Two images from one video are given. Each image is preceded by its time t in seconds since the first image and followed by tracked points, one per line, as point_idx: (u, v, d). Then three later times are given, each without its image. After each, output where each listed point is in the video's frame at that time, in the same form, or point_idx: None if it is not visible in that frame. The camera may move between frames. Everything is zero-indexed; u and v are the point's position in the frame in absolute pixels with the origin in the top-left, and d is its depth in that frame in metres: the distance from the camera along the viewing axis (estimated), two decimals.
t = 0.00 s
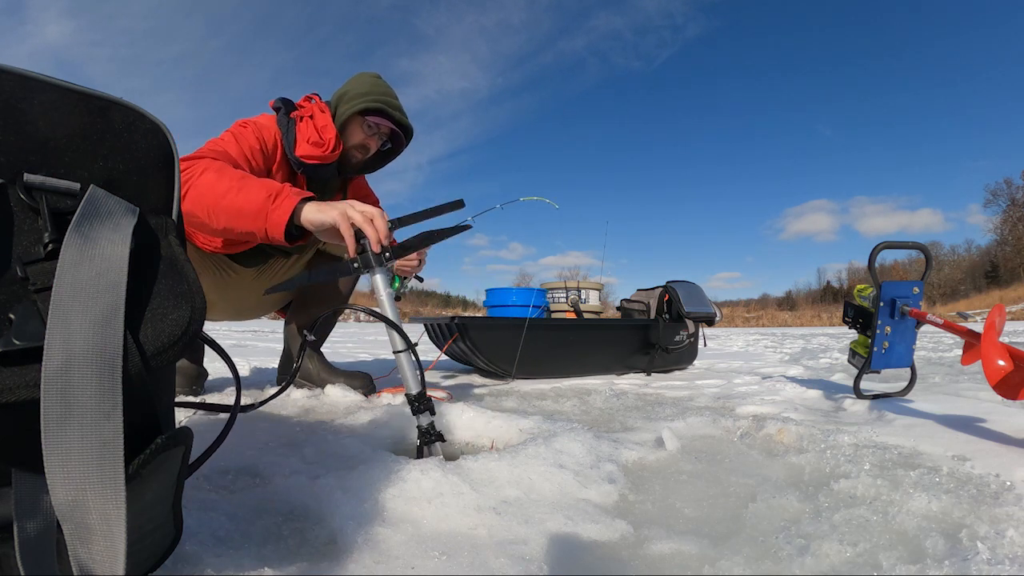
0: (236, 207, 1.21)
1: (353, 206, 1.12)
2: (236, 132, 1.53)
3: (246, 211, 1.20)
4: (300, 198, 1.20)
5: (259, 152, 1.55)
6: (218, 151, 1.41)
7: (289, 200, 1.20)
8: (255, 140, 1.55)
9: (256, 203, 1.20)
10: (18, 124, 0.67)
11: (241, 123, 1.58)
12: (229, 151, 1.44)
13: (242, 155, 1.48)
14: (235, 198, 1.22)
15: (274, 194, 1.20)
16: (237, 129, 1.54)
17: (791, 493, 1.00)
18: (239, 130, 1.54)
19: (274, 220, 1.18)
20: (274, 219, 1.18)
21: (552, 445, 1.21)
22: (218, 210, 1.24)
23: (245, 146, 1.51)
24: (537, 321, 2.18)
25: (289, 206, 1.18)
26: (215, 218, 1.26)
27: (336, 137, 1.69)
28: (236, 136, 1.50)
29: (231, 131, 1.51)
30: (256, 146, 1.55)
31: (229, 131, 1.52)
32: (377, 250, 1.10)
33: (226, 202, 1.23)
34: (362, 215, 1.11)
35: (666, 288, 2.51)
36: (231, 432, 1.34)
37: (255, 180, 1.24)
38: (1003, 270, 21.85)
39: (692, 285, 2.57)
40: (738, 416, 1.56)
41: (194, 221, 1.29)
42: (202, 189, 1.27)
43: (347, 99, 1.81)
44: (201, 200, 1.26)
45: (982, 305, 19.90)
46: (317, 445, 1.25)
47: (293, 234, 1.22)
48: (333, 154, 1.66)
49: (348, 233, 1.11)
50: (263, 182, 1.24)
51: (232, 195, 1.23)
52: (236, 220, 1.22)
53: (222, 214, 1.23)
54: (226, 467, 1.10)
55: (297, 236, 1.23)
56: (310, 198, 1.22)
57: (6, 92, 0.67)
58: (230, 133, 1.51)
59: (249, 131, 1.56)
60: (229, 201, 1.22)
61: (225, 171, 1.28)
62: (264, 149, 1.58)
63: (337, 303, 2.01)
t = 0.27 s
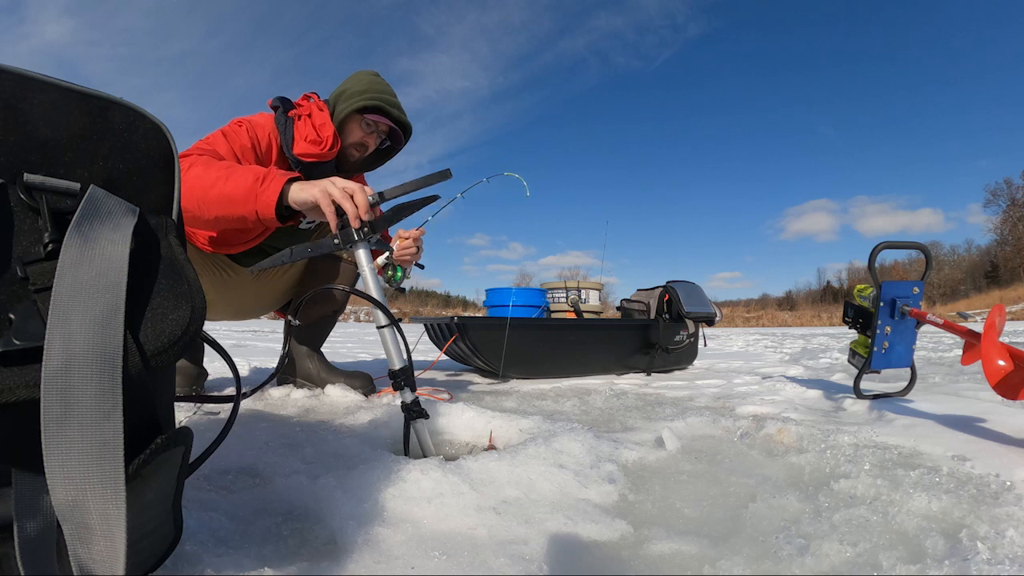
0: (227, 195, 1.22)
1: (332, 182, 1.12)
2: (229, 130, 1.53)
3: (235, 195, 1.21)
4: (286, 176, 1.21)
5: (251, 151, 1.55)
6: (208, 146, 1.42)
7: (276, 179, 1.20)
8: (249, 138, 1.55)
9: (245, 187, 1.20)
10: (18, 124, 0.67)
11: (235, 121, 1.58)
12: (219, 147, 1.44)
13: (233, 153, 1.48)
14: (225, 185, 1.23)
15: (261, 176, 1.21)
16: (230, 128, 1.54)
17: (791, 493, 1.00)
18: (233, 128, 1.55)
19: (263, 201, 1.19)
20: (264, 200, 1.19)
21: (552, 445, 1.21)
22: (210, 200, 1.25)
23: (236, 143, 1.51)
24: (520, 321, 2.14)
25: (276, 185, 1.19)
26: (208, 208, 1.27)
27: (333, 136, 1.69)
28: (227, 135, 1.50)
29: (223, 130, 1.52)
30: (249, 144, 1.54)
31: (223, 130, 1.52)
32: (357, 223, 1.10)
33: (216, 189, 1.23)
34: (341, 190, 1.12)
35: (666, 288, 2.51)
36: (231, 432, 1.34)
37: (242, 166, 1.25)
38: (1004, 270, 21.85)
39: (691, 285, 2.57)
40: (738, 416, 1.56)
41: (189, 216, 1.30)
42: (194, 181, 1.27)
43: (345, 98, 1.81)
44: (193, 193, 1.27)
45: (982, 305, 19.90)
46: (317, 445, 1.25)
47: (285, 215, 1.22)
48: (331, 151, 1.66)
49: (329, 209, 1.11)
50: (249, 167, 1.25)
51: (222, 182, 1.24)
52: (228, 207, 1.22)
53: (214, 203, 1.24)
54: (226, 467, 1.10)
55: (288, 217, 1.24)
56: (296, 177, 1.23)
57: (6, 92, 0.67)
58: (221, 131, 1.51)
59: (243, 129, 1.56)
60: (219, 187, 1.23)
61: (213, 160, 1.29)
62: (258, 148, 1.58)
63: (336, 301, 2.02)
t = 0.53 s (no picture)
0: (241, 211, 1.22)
1: (346, 206, 1.11)
2: (231, 131, 1.53)
3: (250, 212, 1.20)
4: (303, 196, 1.20)
5: (254, 150, 1.55)
6: (218, 151, 1.41)
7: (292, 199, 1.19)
8: (250, 138, 1.55)
9: (259, 205, 1.19)
10: (18, 124, 0.67)
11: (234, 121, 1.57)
12: (227, 150, 1.44)
13: (239, 154, 1.48)
14: (240, 200, 1.23)
15: (276, 193, 1.20)
16: (231, 129, 1.53)
17: (792, 493, 1.00)
18: (234, 129, 1.54)
19: (276, 222, 1.18)
20: (277, 220, 1.18)
21: (552, 445, 1.21)
22: (223, 214, 1.25)
23: (240, 144, 1.51)
24: (510, 321, 2.13)
25: (289, 206, 1.18)
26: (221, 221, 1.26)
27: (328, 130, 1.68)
28: (231, 136, 1.50)
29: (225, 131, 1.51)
30: (251, 143, 1.54)
31: (225, 131, 1.52)
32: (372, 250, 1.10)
33: (231, 204, 1.23)
34: (356, 215, 1.11)
35: (666, 288, 2.51)
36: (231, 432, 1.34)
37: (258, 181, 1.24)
38: (1004, 270, 21.86)
39: (691, 285, 2.57)
40: (738, 416, 1.56)
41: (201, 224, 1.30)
42: (208, 192, 1.27)
43: (338, 92, 1.82)
44: (207, 204, 1.27)
45: (982, 305, 19.90)
46: (318, 445, 1.25)
47: (297, 234, 1.21)
48: (326, 145, 1.66)
49: (344, 234, 1.11)
50: (266, 182, 1.24)
51: (236, 197, 1.23)
52: (241, 223, 1.22)
53: (228, 217, 1.24)
54: (226, 467, 1.10)
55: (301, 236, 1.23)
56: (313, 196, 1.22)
57: (6, 92, 0.67)
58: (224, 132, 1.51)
59: (244, 129, 1.56)
60: (234, 203, 1.23)
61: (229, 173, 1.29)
62: (259, 146, 1.58)
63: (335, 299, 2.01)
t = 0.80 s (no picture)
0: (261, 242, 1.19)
1: (369, 253, 1.09)
2: (241, 138, 1.52)
3: (269, 245, 1.18)
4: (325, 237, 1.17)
5: (263, 154, 1.55)
6: (233, 163, 1.39)
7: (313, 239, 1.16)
8: (258, 142, 1.55)
9: (279, 241, 1.17)
10: (18, 124, 0.67)
11: (239, 125, 1.56)
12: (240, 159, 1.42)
13: (252, 159, 1.48)
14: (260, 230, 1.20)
15: (297, 229, 1.17)
16: (238, 135, 1.52)
17: (792, 493, 1.00)
18: (241, 134, 1.53)
19: (297, 261, 1.16)
20: (296, 258, 1.16)
21: (552, 445, 1.21)
22: (241, 238, 1.22)
23: (252, 151, 1.50)
24: (509, 321, 2.13)
25: (311, 245, 1.15)
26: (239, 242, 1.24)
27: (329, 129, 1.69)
28: (241, 143, 1.49)
29: (235, 138, 1.50)
30: (260, 147, 1.54)
31: (234, 137, 1.51)
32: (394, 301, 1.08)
33: (250, 233, 1.20)
34: (379, 261, 1.09)
35: (666, 288, 2.51)
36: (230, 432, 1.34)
37: (280, 211, 1.21)
38: (1004, 270, 21.85)
39: (691, 285, 2.57)
40: (738, 416, 1.56)
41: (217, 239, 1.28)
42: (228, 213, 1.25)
43: (334, 91, 1.83)
44: (226, 223, 1.24)
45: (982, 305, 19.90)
46: (318, 445, 1.25)
47: (316, 269, 1.20)
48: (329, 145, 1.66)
49: (366, 280, 1.09)
50: (288, 212, 1.20)
51: (256, 225, 1.20)
52: (258, 252, 1.20)
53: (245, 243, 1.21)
54: (226, 467, 1.10)
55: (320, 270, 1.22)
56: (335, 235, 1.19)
57: (6, 92, 0.67)
58: (235, 140, 1.49)
59: (251, 134, 1.55)
60: (253, 233, 1.20)
61: (251, 197, 1.25)
62: (267, 149, 1.58)
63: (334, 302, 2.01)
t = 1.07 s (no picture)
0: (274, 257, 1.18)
1: (385, 285, 1.04)
2: (250, 142, 1.51)
3: (283, 262, 1.16)
4: (339, 260, 1.13)
5: (273, 157, 1.55)
6: (248, 170, 1.39)
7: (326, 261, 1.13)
8: (266, 144, 1.54)
9: (292, 260, 1.15)
10: (18, 124, 0.67)
11: (247, 128, 1.55)
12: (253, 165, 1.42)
13: (263, 161, 1.48)
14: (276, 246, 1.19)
15: (311, 249, 1.15)
16: (247, 138, 1.52)
17: (792, 493, 1.00)
18: (248, 137, 1.52)
19: (307, 281, 1.13)
20: (307, 279, 1.13)
21: (552, 445, 1.21)
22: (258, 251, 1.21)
23: (262, 155, 1.50)
24: (509, 320, 2.12)
25: (322, 267, 1.12)
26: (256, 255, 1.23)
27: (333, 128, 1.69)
28: (251, 147, 1.49)
29: (244, 142, 1.49)
30: (268, 150, 1.54)
31: (245, 142, 1.50)
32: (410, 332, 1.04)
33: (267, 247, 1.19)
34: (393, 293, 1.04)
35: (666, 288, 2.51)
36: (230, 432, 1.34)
37: (298, 228, 1.19)
38: (1004, 270, 21.86)
39: (691, 285, 2.57)
40: (738, 416, 1.56)
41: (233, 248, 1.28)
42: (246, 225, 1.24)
43: (334, 90, 1.83)
44: (244, 235, 1.24)
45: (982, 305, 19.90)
46: (318, 445, 1.25)
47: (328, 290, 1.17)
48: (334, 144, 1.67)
49: (378, 310, 1.05)
50: (306, 230, 1.18)
51: (272, 241, 1.19)
52: (272, 266, 1.18)
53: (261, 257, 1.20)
54: (226, 467, 1.10)
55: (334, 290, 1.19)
56: (348, 258, 1.15)
57: (6, 92, 0.67)
58: (244, 144, 1.48)
59: (259, 137, 1.54)
60: (269, 249, 1.19)
61: (270, 211, 1.24)
62: (274, 151, 1.57)
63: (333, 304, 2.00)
